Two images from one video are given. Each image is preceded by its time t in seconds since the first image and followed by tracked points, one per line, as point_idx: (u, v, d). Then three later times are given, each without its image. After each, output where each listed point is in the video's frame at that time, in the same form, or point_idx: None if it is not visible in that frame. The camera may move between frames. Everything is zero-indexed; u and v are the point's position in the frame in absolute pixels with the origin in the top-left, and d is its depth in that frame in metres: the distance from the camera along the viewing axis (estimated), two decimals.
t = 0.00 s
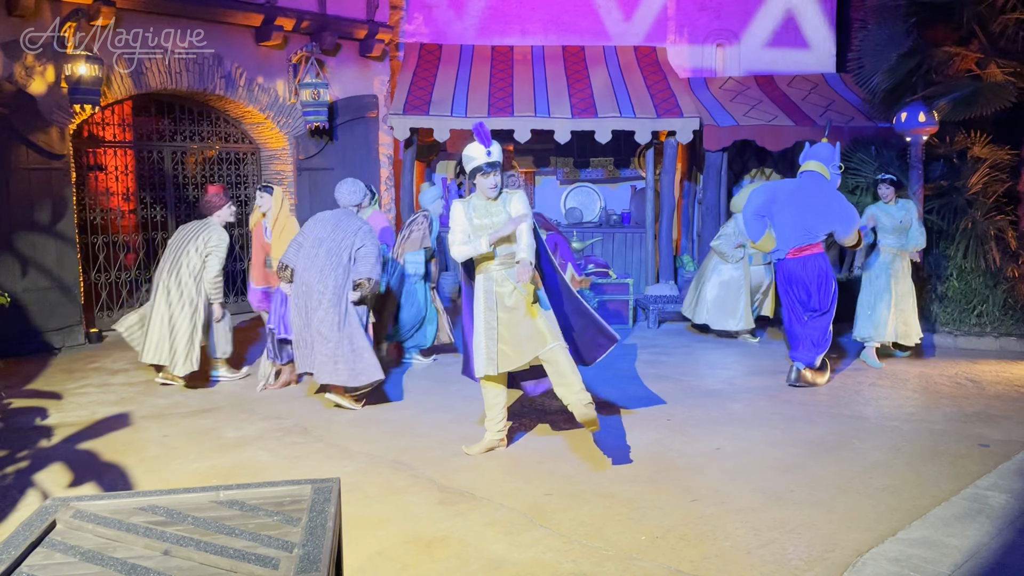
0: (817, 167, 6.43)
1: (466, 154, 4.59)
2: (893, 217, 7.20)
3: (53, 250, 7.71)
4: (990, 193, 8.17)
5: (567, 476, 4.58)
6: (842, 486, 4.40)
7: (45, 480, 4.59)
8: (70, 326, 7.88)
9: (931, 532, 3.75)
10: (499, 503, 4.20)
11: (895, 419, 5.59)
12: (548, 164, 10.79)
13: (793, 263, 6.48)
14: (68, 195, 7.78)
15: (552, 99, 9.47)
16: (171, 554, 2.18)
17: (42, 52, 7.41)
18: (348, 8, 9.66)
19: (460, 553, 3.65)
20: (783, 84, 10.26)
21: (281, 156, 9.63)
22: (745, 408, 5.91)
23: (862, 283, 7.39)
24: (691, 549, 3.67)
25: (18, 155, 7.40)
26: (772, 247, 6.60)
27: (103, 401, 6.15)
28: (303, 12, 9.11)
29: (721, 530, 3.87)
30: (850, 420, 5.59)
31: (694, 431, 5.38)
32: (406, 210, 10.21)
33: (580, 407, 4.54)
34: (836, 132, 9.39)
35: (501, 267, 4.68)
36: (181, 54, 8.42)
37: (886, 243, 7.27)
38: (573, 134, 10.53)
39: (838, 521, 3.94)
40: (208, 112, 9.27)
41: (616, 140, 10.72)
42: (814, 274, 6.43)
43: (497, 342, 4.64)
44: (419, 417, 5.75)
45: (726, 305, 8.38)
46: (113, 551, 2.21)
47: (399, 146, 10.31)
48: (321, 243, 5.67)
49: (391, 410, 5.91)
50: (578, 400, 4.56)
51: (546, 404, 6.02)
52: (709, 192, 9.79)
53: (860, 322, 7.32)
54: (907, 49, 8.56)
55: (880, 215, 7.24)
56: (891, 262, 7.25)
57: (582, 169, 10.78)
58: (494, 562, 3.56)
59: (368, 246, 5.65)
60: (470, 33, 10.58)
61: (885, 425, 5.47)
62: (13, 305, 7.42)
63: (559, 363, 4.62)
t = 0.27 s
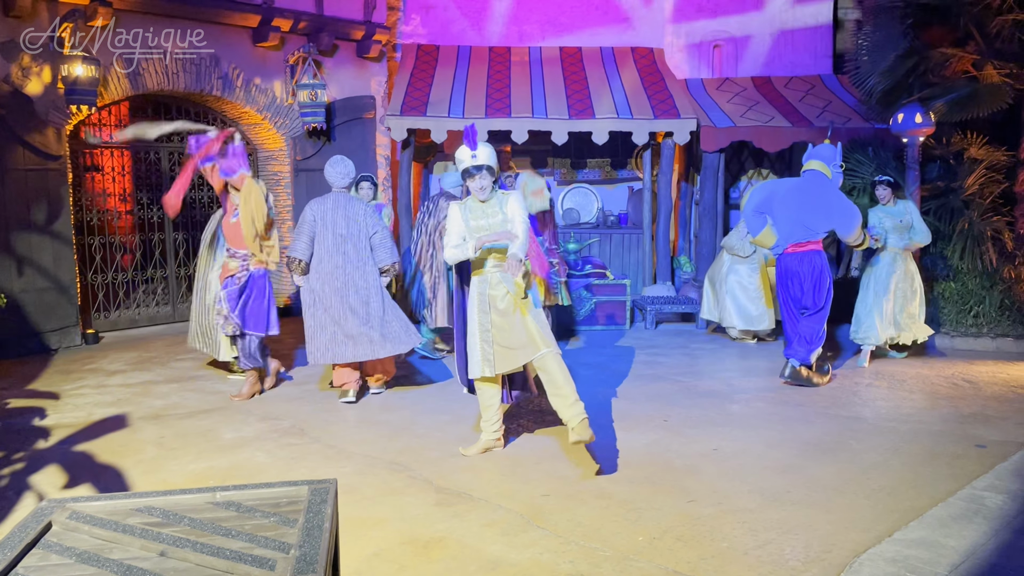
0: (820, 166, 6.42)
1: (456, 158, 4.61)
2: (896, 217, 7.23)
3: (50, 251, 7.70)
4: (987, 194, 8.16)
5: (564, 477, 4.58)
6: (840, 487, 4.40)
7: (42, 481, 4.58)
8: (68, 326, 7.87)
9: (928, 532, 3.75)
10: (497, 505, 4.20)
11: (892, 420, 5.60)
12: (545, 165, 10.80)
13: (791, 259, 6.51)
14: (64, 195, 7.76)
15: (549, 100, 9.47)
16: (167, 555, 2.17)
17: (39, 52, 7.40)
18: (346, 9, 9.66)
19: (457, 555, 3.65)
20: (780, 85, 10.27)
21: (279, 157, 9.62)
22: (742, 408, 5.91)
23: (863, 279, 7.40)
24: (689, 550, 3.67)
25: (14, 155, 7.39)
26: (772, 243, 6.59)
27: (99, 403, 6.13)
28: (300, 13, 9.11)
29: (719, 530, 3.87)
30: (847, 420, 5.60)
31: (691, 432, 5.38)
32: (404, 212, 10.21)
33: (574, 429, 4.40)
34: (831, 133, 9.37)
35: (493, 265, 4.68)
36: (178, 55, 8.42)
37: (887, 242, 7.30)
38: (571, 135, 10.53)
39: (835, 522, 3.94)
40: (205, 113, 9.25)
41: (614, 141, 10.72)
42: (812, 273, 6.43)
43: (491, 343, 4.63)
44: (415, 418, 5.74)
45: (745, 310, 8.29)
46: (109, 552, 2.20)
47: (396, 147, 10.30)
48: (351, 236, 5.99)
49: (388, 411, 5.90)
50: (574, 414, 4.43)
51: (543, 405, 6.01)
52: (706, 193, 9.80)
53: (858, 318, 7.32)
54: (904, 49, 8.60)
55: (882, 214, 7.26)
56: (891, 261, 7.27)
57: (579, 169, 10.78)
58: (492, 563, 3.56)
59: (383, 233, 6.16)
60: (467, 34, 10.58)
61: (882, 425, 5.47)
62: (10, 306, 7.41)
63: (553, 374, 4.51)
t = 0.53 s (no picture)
0: (815, 166, 6.43)
1: (468, 182, 4.34)
2: (898, 216, 7.30)
3: (47, 252, 7.69)
4: (984, 194, 8.20)
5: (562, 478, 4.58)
6: (838, 487, 4.40)
7: (40, 482, 4.57)
8: (66, 326, 7.86)
9: (926, 532, 3.75)
10: (495, 505, 4.20)
11: (890, 420, 5.61)
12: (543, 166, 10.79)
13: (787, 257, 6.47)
14: (61, 196, 7.76)
15: (547, 101, 9.47)
16: (163, 557, 2.17)
17: (37, 52, 7.40)
18: (343, 10, 9.66)
19: (455, 555, 3.64)
20: (777, 86, 10.28)
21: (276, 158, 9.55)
22: (740, 409, 5.92)
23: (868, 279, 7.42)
24: (686, 550, 3.67)
25: (11, 156, 7.38)
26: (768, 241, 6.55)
27: (97, 404, 6.12)
28: (297, 14, 9.10)
29: (716, 531, 3.87)
30: (845, 421, 5.60)
31: (689, 432, 5.38)
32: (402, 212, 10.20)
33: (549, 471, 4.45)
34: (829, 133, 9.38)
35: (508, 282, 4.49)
36: (176, 56, 8.41)
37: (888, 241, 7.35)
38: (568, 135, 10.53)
39: (832, 522, 3.94)
40: (203, 113, 9.25)
41: (612, 141, 10.71)
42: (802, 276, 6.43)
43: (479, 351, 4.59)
44: (413, 418, 5.74)
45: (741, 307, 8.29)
46: (105, 553, 2.20)
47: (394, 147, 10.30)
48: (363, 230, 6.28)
49: (386, 412, 5.90)
50: (550, 454, 4.49)
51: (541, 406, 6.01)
52: (703, 194, 9.80)
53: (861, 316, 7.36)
54: (901, 51, 8.61)
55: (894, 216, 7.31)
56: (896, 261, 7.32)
57: (577, 170, 10.79)
58: (489, 564, 3.55)
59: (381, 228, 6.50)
60: (465, 35, 10.58)
61: (880, 426, 5.48)
62: (7, 307, 7.40)
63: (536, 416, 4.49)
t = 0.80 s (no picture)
0: (805, 174, 6.42)
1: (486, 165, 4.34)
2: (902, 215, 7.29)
3: (45, 252, 7.68)
4: (982, 195, 8.20)
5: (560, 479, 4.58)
6: (836, 487, 4.40)
7: (38, 482, 4.57)
8: (64, 327, 7.86)
9: (923, 533, 3.76)
10: (493, 506, 4.20)
11: (888, 420, 5.61)
12: (541, 167, 10.79)
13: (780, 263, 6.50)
14: (59, 197, 7.74)
15: (546, 102, 9.47)
16: (161, 558, 2.17)
17: (35, 53, 7.40)
18: (342, 11, 9.65)
19: (453, 556, 3.64)
20: (775, 86, 10.28)
21: (275, 159, 9.60)
22: (738, 409, 5.92)
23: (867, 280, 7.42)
24: (684, 551, 3.68)
25: (8, 157, 7.37)
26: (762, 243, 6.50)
27: (94, 405, 6.11)
28: (296, 15, 9.08)
29: (714, 531, 3.87)
30: (843, 422, 5.61)
31: (687, 433, 5.39)
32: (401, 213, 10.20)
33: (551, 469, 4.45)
34: (827, 134, 9.43)
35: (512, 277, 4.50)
36: (174, 57, 8.41)
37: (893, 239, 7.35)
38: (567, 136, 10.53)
39: (830, 523, 3.94)
40: (201, 114, 9.24)
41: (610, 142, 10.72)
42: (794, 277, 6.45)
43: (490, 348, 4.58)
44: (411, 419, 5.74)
45: (741, 307, 8.31)
46: (102, 554, 2.20)
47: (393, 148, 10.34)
48: (360, 229, 6.36)
49: (384, 413, 5.89)
50: (551, 453, 4.47)
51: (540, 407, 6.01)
52: (701, 195, 9.81)
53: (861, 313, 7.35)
54: (900, 51, 8.64)
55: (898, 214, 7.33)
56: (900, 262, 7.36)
57: (575, 171, 10.79)
58: (487, 565, 3.55)
59: (370, 237, 6.63)
60: (463, 36, 10.58)
61: (878, 426, 5.48)
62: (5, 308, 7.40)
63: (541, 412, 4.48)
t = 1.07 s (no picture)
0: (808, 183, 6.41)
1: (500, 146, 4.39)
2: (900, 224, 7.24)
3: (43, 253, 7.68)
4: (981, 196, 8.20)
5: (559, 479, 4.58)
6: (835, 488, 4.41)
7: (37, 483, 4.57)
8: (62, 328, 7.85)
9: (922, 533, 3.76)
10: (492, 506, 4.20)
11: (886, 420, 5.62)
12: (540, 167, 10.80)
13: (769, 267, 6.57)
14: (58, 198, 7.74)
15: (544, 103, 9.47)
16: (159, 559, 2.17)
17: (34, 53, 7.41)
18: (340, 11, 9.65)
19: (452, 557, 3.64)
20: (774, 87, 10.29)
21: (274, 160, 9.56)
22: (737, 410, 5.93)
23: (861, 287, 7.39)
24: (683, 552, 3.68)
25: (7, 158, 7.36)
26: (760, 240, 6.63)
27: (93, 405, 6.11)
28: (295, 15, 9.07)
29: (713, 532, 3.88)
30: (841, 422, 5.61)
31: (686, 433, 5.39)
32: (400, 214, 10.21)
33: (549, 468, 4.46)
34: (826, 134, 9.37)
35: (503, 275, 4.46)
36: (173, 58, 8.41)
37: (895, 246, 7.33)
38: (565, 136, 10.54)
39: (829, 523, 3.95)
40: (200, 115, 9.24)
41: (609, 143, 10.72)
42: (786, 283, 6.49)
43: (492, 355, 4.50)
44: (410, 420, 5.74)
45: (740, 309, 8.31)
46: (101, 555, 2.19)
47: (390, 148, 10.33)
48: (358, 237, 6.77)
49: (383, 413, 5.89)
50: (550, 453, 4.49)
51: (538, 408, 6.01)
52: (700, 196, 9.82)
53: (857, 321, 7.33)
54: (897, 52, 8.64)
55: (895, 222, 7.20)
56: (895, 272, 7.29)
57: (574, 172, 10.79)
58: (486, 565, 3.55)
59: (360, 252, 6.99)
60: (462, 36, 10.57)
61: (876, 426, 5.49)
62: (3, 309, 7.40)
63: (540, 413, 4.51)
